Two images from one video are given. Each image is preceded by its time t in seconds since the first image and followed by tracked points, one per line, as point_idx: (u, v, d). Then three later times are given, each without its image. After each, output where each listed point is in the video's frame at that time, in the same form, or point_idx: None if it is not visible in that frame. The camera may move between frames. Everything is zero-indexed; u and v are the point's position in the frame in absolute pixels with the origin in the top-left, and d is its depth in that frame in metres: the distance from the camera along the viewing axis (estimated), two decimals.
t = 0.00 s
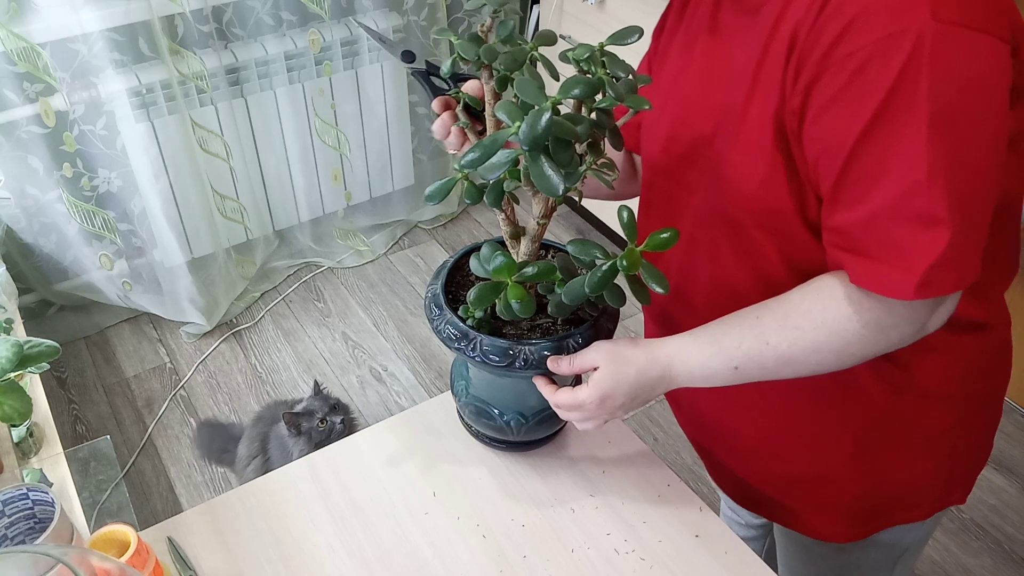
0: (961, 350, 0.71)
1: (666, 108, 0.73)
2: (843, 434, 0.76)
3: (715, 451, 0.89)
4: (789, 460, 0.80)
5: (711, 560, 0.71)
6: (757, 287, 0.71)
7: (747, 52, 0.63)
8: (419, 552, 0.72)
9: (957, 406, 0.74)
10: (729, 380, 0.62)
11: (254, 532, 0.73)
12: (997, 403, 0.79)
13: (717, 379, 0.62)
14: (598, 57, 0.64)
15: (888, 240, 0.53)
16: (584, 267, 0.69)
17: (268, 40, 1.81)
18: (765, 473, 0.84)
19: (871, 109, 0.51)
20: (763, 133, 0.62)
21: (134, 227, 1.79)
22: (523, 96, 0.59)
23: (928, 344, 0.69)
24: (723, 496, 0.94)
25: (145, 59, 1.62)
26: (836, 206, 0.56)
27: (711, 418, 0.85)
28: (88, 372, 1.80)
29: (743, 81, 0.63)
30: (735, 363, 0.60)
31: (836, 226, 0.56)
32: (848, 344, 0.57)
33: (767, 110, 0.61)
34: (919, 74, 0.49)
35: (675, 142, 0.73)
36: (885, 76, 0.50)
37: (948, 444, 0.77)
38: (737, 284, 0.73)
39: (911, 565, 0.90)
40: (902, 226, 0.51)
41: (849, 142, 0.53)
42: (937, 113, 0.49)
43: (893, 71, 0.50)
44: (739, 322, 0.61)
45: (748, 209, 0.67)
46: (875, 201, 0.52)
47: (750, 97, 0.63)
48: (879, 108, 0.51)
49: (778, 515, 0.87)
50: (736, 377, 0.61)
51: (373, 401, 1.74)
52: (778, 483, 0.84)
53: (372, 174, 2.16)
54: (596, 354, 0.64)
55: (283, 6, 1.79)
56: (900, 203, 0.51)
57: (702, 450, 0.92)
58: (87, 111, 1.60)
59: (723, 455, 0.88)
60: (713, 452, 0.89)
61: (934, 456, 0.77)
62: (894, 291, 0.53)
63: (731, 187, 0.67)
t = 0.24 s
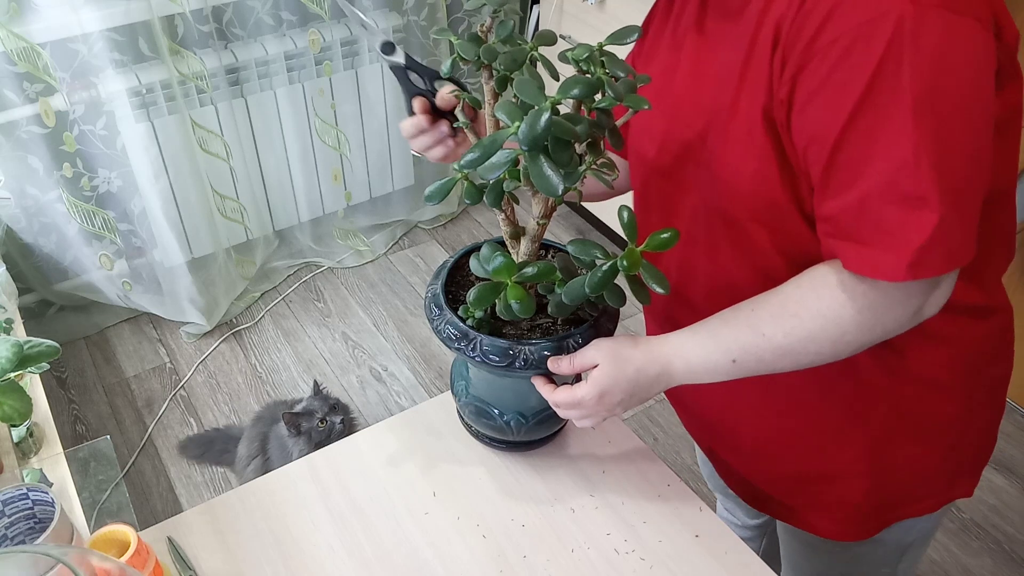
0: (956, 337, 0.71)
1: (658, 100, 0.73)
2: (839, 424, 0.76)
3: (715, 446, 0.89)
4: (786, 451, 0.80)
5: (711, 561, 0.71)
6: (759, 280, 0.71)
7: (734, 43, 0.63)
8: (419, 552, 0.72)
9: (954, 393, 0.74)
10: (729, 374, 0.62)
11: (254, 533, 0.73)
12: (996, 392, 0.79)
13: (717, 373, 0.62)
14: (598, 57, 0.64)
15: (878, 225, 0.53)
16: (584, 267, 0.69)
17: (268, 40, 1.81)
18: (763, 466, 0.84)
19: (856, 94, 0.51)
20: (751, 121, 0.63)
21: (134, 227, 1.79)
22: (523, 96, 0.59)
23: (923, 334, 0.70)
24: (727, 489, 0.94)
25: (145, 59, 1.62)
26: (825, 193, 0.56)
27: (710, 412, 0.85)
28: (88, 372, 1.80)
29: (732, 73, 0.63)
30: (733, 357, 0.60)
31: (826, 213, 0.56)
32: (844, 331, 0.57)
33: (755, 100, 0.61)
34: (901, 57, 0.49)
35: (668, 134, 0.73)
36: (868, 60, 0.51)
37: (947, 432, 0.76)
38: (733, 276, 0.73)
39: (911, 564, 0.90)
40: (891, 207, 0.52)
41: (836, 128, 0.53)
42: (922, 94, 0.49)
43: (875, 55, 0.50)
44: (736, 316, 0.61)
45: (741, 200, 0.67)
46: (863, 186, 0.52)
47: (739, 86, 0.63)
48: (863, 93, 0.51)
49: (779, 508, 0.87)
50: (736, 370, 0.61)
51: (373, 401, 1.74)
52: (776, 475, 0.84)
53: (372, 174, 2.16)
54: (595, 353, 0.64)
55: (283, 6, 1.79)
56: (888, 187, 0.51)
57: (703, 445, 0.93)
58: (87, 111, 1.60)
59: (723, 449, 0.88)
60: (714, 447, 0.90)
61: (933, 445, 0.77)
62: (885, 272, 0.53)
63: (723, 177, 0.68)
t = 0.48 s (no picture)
0: (952, 331, 0.71)
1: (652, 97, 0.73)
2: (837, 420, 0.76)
3: (714, 444, 0.89)
4: (784, 448, 0.80)
5: (711, 561, 0.71)
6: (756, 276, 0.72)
7: (727, 39, 0.64)
8: (419, 552, 0.72)
9: (952, 388, 0.74)
10: (726, 370, 0.62)
11: (255, 532, 0.73)
12: (994, 387, 0.79)
13: (714, 369, 0.62)
14: (598, 57, 0.64)
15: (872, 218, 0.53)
16: (583, 267, 0.69)
17: (268, 40, 1.81)
18: (761, 463, 0.84)
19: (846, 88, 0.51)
20: (745, 117, 0.63)
21: (134, 227, 1.79)
22: (523, 96, 0.59)
23: (921, 329, 0.70)
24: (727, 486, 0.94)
25: (145, 59, 1.62)
26: (819, 187, 0.56)
27: (708, 410, 0.85)
28: (88, 372, 1.80)
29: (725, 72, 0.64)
30: (731, 353, 0.60)
31: (820, 207, 0.56)
32: (841, 326, 0.57)
33: (749, 98, 0.62)
34: (892, 51, 0.49)
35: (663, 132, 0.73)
36: (858, 55, 0.51)
37: (945, 427, 0.76)
38: (728, 272, 0.73)
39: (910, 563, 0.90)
40: (882, 199, 0.52)
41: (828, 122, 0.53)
42: (911, 86, 0.49)
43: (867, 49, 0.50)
44: (733, 312, 0.61)
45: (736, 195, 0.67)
46: (856, 180, 0.52)
47: (732, 82, 0.63)
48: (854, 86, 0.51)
49: (777, 505, 0.87)
50: (734, 366, 0.61)
51: (373, 401, 1.74)
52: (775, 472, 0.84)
53: (372, 174, 2.16)
54: (594, 350, 0.64)
55: (284, 6, 1.78)
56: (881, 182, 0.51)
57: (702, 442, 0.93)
58: (87, 111, 1.60)
59: (721, 446, 0.88)
60: (713, 445, 0.90)
61: (931, 440, 0.77)
62: (876, 264, 0.53)
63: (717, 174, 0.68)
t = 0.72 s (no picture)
0: (955, 341, 0.72)
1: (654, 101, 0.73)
2: (838, 425, 0.76)
3: (704, 445, 0.89)
4: (781, 451, 0.80)
5: (711, 561, 0.71)
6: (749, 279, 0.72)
7: (737, 43, 0.63)
8: (419, 552, 0.72)
9: (950, 392, 0.75)
10: (727, 373, 0.62)
11: (255, 533, 0.73)
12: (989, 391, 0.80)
13: (714, 372, 0.62)
14: (598, 57, 0.64)
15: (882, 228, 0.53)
16: (583, 267, 0.69)
17: (268, 40, 1.81)
18: (756, 465, 0.84)
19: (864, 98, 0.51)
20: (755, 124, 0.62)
21: (134, 227, 1.79)
22: (523, 96, 0.59)
23: (922, 333, 0.70)
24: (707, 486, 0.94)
25: (145, 59, 1.62)
26: (829, 195, 0.56)
27: (702, 412, 0.85)
28: (88, 372, 1.80)
29: (735, 73, 0.63)
30: (733, 356, 0.61)
31: (829, 215, 0.56)
32: (844, 333, 0.57)
33: (760, 100, 0.61)
34: (915, 61, 0.49)
35: (665, 137, 0.72)
36: (879, 65, 0.51)
37: (941, 435, 0.77)
38: (724, 276, 0.74)
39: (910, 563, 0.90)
40: (895, 211, 0.52)
41: (843, 132, 0.53)
42: (930, 98, 0.49)
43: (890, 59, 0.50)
44: (735, 315, 0.61)
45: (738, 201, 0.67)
46: (868, 190, 0.53)
47: (743, 88, 0.63)
48: (872, 96, 0.51)
49: (766, 507, 0.87)
50: (734, 369, 0.62)
51: (373, 401, 1.74)
52: (768, 474, 0.84)
53: (372, 174, 2.16)
54: (594, 349, 0.64)
55: (284, 6, 1.78)
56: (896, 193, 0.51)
57: (688, 442, 0.92)
58: (87, 111, 1.60)
59: (712, 447, 0.88)
60: (702, 446, 0.89)
61: (928, 447, 0.77)
62: (889, 277, 0.53)
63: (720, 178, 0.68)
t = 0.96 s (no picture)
0: (956, 351, 0.73)
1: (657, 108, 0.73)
2: (838, 430, 0.76)
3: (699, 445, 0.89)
4: (781, 454, 0.80)
5: (711, 561, 0.71)
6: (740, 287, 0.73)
7: (749, 54, 0.63)
8: (419, 552, 0.72)
9: (947, 397, 0.76)
10: (727, 379, 0.62)
11: (255, 532, 0.73)
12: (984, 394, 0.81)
13: (714, 377, 0.63)
14: (598, 57, 0.64)
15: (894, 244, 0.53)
16: (583, 267, 0.69)
17: (268, 40, 1.81)
18: (753, 468, 0.83)
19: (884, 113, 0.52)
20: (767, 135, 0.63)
21: (134, 227, 1.79)
22: (523, 95, 0.59)
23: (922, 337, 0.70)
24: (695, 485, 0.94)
25: (145, 59, 1.62)
26: (841, 208, 0.56)
27: (699, 413, 0.85)
28: (88, 372, 1.80)
29: (745, 80, 0.63)
30: (735, 363, 0.61)
31: (839, 228, 0.56)
32: (848, 345, 0.57)
33: (771, 108, 0.61)
34: (937, 78, 0.49)
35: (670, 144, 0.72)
36: (900, 80, 0.51)
37: (937, 443, 0.78)
38: (722, 283, 0.74)
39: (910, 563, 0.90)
40: (908, 227, 0.52)
41: (860, 146, 0.53)
42: (950, 115, 0.49)
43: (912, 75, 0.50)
44: (738, 321, 0.61)
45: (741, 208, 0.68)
46: (882, 205, 0.53)
47: (755, 99, 0.63)
48: (892, 111, 0.51)
49: (761, 508, 0.87)
50: (736, 375, 0.62)
51: (373, 401, 1.74)
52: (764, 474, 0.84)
53: (372, 174, 2.16)
54: (594, 350, 0.64)
55: (284, 6, 1.78)
56: (911, 209, 0.52)
57: (680, 441, 0.92)
58: (87, 111, 1.60)
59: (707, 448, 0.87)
60: (697, 446, 0.89)
61: (924, 453, 0.78)
62: (901, 293, 0.53)
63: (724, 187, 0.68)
